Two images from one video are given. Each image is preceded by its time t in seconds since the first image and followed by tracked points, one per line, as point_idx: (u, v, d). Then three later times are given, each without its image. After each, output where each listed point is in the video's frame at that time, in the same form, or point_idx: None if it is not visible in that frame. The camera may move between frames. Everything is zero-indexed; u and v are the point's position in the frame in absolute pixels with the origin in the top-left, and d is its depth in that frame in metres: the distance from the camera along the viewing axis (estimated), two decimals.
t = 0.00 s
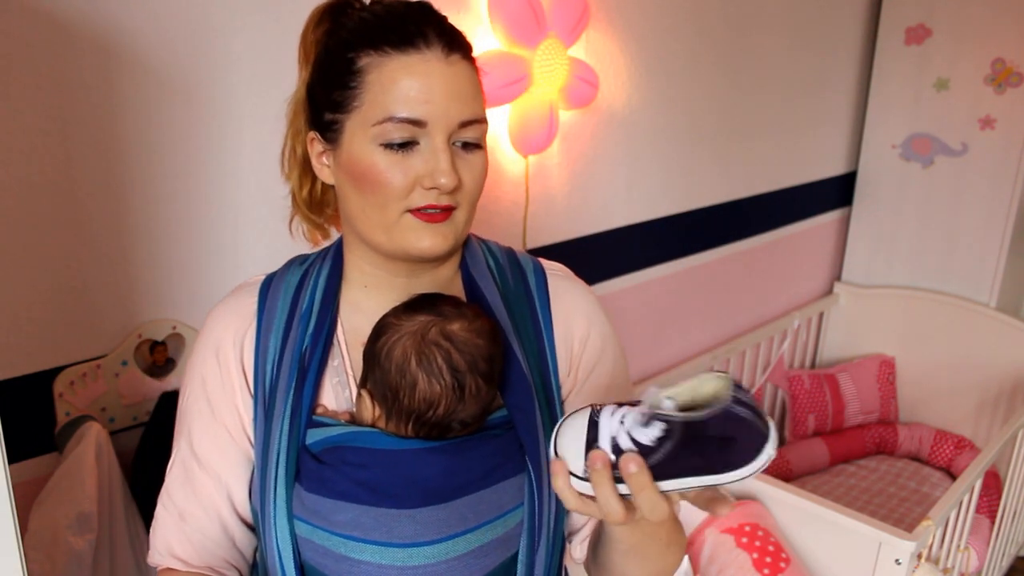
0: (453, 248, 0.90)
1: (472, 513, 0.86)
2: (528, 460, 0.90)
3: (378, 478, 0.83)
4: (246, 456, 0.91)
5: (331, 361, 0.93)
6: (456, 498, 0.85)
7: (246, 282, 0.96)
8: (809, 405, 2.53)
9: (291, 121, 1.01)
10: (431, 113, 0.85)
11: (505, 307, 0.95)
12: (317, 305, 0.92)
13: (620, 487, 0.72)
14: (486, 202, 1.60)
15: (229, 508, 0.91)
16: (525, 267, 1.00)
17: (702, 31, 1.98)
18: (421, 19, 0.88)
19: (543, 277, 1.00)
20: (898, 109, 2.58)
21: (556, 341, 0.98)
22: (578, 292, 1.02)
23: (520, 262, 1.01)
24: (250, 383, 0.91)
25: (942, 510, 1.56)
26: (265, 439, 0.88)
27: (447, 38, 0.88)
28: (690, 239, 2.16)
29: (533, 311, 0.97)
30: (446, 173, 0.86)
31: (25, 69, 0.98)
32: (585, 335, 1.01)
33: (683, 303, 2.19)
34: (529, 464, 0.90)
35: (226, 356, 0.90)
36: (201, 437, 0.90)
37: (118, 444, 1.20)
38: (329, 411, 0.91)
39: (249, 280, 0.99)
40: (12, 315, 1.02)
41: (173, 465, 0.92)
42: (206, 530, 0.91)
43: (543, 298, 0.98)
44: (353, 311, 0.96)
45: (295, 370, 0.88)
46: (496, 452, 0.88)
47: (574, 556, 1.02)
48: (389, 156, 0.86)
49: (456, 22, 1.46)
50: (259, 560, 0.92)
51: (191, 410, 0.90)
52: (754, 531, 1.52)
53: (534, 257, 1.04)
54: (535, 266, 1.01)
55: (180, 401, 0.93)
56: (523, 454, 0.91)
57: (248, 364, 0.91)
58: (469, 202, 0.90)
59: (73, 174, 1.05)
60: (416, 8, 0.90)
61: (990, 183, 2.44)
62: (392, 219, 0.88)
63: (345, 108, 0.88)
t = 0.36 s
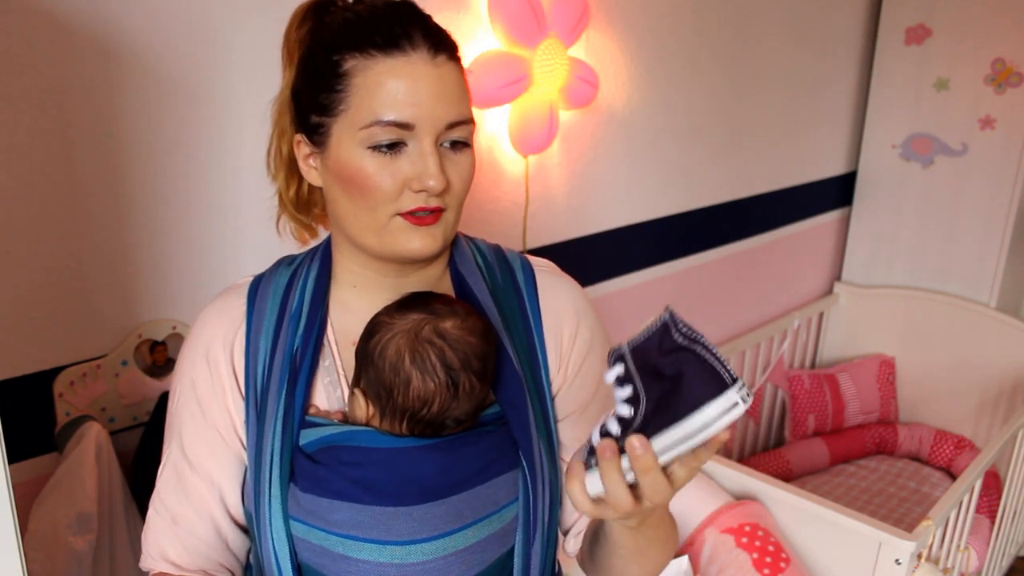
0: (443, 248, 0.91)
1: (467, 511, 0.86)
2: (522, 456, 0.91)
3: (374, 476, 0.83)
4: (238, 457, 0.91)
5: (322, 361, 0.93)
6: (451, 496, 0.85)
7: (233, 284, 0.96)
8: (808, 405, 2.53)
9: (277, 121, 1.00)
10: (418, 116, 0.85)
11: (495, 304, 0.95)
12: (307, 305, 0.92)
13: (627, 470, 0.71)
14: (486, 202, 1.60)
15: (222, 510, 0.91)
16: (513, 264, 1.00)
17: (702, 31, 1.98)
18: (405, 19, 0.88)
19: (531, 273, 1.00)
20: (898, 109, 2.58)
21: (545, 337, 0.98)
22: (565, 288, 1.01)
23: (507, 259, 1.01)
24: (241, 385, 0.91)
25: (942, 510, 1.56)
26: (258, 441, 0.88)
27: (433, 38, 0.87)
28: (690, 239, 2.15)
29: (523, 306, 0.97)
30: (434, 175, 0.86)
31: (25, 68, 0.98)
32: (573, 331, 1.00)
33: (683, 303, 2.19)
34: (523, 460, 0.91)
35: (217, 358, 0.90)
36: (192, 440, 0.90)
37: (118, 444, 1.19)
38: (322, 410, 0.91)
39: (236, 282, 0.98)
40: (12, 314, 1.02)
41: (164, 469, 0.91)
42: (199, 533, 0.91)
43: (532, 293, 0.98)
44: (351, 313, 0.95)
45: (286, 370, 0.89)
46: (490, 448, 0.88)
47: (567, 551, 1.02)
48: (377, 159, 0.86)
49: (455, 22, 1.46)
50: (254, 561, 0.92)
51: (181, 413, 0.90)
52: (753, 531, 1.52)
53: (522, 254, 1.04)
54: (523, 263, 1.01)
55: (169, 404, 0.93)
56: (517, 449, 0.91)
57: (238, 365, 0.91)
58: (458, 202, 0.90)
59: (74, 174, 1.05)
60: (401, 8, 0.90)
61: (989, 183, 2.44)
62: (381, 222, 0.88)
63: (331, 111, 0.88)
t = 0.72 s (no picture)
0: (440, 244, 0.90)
1: (463, 511, 0.86)
2: (517, 458, 0.91)
3: (371, 479, 0.84)
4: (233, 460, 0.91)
5: (316, 363, 0.93)
6: (447, 497, 0.85)
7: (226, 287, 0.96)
8: (808, 405, 2.54)
9: (264, 127, 1.01)
10: (408, 111, 0.85)
11: (489, 304, 0.96)
12: (300, 307, 0.92)
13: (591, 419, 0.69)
14: (485, 202, 1.60)
15: (218, 513, 0.91)
16: (505, 263, 1.00)
17: (702, 31, 1.98)
18: (387, 16, 0.88)
19: (524, 272, 1.00)
20: (898, 109, 2.58)
21: (539, 337, 0.98)
22: (558, 287, 1.01)
23: (500, 258, 1.01)
24: (234, 387, 0.91)
25: (942, 510, 1.56)
26: (253, 443, 0.88)
27: (416, 33, 0.88)
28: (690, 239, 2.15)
29: (516, 305, 0.97)
30: (428, 170, 0.86)
31: (26, 68, 0.98)
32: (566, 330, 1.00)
33: (683, 303, 2.19)
34: (518, 461, 0.91)
35: (210, 361, 0.90)
36: (187, 443, 0.90)
37: (118, 445, 1.20)
38: (317, 413, 0.92)
39: (228, 285, 0.98)
40: (12, 314, 1.02)
41: (158, 472, 0.91)
42: (194, 537, 0.90)
43: (525, 293, 0.98)
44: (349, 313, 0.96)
45: (281, 372, 0.89)
46: (487, 450, 0.88)
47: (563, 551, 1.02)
48: (370, 157, 0.86)
49: (455, 22, 1.46)
50: (249, 563, 0.92)
51: (175, 416, 0.90)
52: (753, 531, 1.52)
53: (515, 253, 1.04)
54: (515, 261, 1.01)
55: (163, 407, 0.92)
56: (512, 451, 0.91)
57: (232, 368, 0.91)
58: (452, 196, 0.90)
59: (73, 174, 1.05)
60: (384, 6, 0.90)
61: (990, 183, 2.44)
62: (376, 220, 0.88)
63: (320, 112, 0.88)
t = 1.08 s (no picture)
0: (424, 239, 0.89)
1: (463, 513, 0.86)
2: (516, 459, 0.91)
3: (370, 480, 0.84)
4: (233, 459, 0.91)
5: (318, 364, 0.93)
6: (445, 499, 0.85)
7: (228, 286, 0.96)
8: (808, 405, 2.54)
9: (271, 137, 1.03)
10: (368, 105, 0.86)
11: (489, 306, 0.95)
12: (301, 307, 0.92)
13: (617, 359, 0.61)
14: (485, 202, 1.61)
15: (217, 512, 0.91)
16: (508, 265, 1.00)
17: (702, 32, 1.98)
18: (352, 13, 0.89)
19: (526, 275, 1.00)
20: (898, 109, 2.58)
21: (539, 339, 0.98)
22: (558, 290, 1.01)
23: (502, 261, 1.01)
24: (236, 386, 0.91)
25: (942, 510, 1.56)
26: (253, 441, 0.88)
27: (380, 26, 0.88)
28: (690, 239, 2.16)
29: (516, 307, 0.97)
30: (393, 161, 0.85)
31: (26, 69, 0.98)
32: (567, 333, 1.00)
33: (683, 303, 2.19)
34: (517, 464, 0.91)
35: (211, 358, 0.90)
36: (187, 440, 0.90)
37: (118, 445, 1.20)
38: (317, 413, 0.92)
39: (231, 284, 0.99)
40: (12, 314, 1.02)
41: (158, 469, 0.92)
42: (193, 535, 0.91)
43: (526, 297, 0.98)
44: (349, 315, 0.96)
45: (281, 372, 0.89)
46: (485, 452, 0.88)
47: (563, 554, 1.02)
48: (340, 155, 0.87)
49: (455, 22, 1.46)
50: (247, 563, 0.92)
51: (176, 413, 0.90)
52: (753, 531, 1.51)
53: (518, 256, 1.04)
54: (517, 264, 1.01)
55: (164, 404, 0.93)
56: (511, 453, 0.91)
57: (234, 365, 0.91)
58: (431, 187, 0.88)
59: (74, 173, 1.05)
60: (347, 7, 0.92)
61: (990, 183, 2.44)
62: (353, 219, 0.88)
63: (296, 117, 0.91)
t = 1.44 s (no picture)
0: (404, 250, 0.87)
1: (467, 514, 0.86)
2: (520, 462, 0.90)
3: (373, 481, 0.84)
4: (239, 459, 0.91)
5: (323, 364, 0.93)
6: (448, 500, 0.85)
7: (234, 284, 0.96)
8: (808, 405, 2.53)
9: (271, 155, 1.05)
10: (319, 123, 0.85)
11: (494, 308, 0.95)
12: (307, 308, 0.92)
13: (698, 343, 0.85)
14: (485, 202, 1.61)
15: (222, 511, 0.91)
16: (515, 267, 1.00)
17: (702, 31, 1.98)
18: (303, 25, 0.87)
19: (533, 277, 0.99)
20: (898, 109, 2.58)
21: (546, 342, 0.96)
22: (565, 293, 1.00)
23: (510, 263, 1.00)
24: (242, 386, 0.90)
25: (942, 510, 1.56)
26: (257, 441, 0.87)
27: (328, 36, 0.85)
28: (690, 239, 2.16)
29: (523, 310, 0.96)
30: (350, 178, 0.84)
31: (26, 69, 0.98)
32: (575, 336, 0.98)
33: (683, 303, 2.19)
34: (522, 467, 0.90)
35: (218, 358, 0.90)
36: (194, 440, 0.89)
37: (118, 444, 1.20)
38: (321, 414, 0.91)
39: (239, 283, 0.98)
40: (12, 314, 1.02)
41: (164, 469, 0.91)
42: (199, 534, 0.90)
43: (533, 300, 0.97)
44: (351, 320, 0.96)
45: (286, 373, 0.88)
46: (490, 453, 0.88)
47: (572, 557, 1.04)
48: (305, 175, 0.87)
49: (454, 22, 1.46)
50: (251, 562, 0.92)
51: (182, 412, 0.89)
52: (753, 531, 1.51)
53: (524, 257, 1.03)
54: (525, 267, 1.00)
55: (171, 403, 0.92)
56: (515, 456, 0.90)
57: (240, 366, 0.91)
58: (402, 198, 0.86)
59: (74, 173, 1.05)
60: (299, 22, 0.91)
61: (990, 183, 2.44)
62: (327, 236, 0.87)
63: (270, 138, 0.91)
